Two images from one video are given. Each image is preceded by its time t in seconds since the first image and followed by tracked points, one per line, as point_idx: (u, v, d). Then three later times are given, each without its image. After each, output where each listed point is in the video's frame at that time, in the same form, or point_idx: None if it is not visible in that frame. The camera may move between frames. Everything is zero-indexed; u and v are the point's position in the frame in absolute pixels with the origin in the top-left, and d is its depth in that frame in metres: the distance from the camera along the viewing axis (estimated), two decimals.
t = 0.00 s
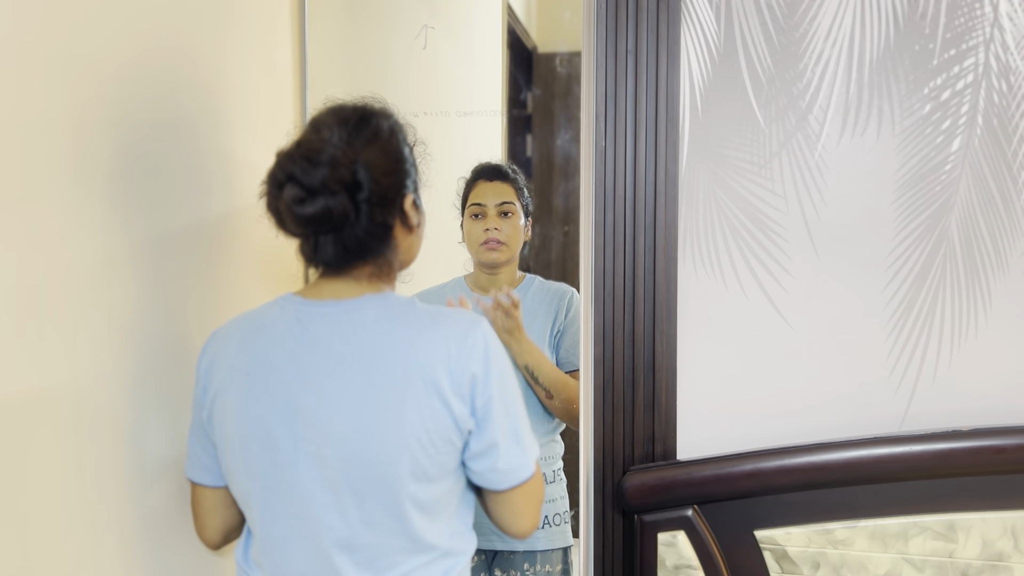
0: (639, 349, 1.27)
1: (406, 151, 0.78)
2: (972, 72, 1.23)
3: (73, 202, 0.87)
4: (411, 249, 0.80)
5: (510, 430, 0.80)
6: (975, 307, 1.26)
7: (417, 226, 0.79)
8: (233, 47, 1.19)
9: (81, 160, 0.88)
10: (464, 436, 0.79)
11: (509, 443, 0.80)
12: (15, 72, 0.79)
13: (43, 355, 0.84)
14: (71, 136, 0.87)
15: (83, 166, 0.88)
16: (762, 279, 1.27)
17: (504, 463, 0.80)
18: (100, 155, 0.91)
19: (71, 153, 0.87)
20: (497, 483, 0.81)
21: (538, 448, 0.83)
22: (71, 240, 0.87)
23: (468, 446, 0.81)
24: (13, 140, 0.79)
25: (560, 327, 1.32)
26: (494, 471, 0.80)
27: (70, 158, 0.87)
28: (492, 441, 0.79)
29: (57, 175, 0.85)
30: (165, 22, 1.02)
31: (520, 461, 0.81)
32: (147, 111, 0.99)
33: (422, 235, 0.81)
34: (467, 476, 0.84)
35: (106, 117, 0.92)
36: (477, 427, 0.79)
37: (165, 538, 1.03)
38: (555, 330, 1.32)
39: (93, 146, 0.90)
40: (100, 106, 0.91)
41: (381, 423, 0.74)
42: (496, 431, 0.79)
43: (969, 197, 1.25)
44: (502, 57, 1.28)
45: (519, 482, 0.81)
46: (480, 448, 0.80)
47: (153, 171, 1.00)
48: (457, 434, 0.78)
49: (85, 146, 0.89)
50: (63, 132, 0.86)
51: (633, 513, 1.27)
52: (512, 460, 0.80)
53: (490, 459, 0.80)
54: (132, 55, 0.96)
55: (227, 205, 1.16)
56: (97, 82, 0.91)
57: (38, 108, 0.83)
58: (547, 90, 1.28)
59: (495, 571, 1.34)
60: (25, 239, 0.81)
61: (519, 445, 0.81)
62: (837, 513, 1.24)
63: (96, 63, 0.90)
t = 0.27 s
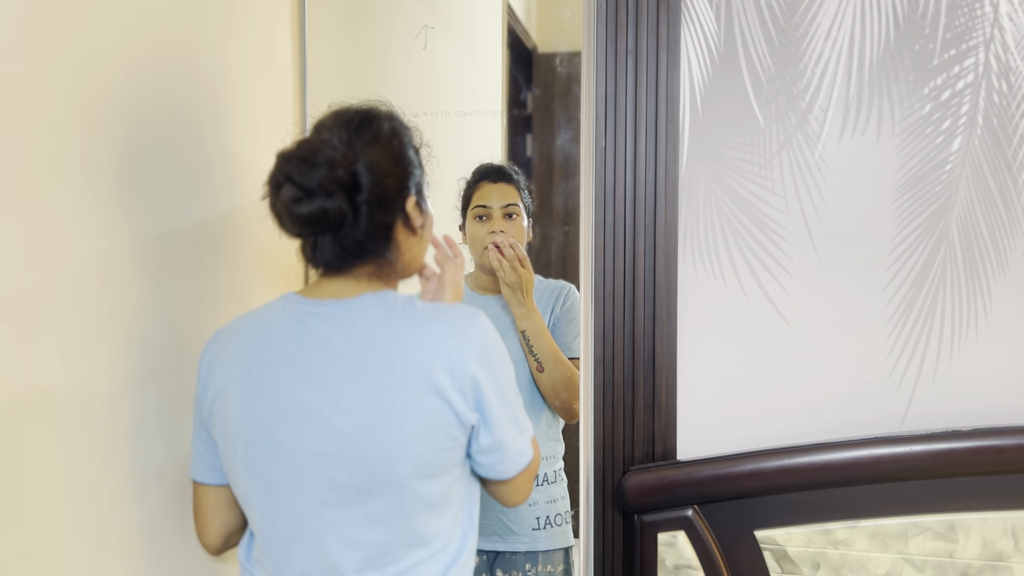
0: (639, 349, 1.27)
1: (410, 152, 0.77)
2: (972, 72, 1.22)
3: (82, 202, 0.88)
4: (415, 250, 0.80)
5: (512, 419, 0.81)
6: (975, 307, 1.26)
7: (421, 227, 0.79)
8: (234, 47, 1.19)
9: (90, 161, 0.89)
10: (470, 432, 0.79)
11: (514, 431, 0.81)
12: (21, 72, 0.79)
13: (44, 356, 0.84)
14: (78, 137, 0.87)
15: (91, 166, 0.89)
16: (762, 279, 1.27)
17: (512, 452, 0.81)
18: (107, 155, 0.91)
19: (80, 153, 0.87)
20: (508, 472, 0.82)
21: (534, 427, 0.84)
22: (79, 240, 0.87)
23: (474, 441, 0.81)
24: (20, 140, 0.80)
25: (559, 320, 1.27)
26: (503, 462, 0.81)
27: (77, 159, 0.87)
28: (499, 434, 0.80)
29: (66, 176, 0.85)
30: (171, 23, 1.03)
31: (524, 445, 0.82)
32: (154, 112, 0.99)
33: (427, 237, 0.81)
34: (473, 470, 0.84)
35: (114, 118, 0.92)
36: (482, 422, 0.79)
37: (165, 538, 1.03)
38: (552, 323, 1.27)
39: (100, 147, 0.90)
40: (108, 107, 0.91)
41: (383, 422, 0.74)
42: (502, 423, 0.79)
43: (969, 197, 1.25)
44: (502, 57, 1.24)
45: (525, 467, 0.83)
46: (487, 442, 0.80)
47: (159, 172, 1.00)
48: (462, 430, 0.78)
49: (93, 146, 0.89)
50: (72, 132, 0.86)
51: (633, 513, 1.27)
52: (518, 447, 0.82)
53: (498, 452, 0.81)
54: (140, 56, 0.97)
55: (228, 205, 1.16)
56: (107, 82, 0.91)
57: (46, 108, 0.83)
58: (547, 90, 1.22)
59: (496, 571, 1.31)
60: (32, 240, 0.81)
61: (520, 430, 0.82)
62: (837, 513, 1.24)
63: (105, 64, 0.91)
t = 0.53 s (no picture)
0: (639, 349, 1.27)
1: (410, 153, 0.77)
2: (972, 72, 1.22)
3: (80, 202, 0.87)
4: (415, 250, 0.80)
5: (511, 421, 0.81)
6: (975, 307, 1.26)
7: (421, 227, 0.79)
8: (234, 47, 1.19)
9: (88, 160, 0.88)
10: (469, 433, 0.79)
11: (513, 433, 0.81)
12: (21, 71, 0.79)
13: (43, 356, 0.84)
14: (77, 137, 0.87)
15: (89, 166, 0.89)
16: (762, 279, 1.26)
17: (510, 454, 0.81)
18: (105, 154, 0.91)
19: (77, 153, 0.87)
20: (506, 474, 0.82)
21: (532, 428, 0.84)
22: (78, 240, 0.87)
23: (473, 443, 0.81)
24: (19, 139, 0.79)
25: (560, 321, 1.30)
26: (502, 464, 0.81)
27: (76, 159, 0.87)
28: (497, 435, 0.79)
29: (64, 176, 0.85)
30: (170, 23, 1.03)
31: (522, 447, 0.82)
32: (152, 111, 0.99)
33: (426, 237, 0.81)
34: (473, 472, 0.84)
35: (112, 117, 0.92)
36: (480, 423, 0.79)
37: (165, 538, 1.03)
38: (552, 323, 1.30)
39: (99, 147, 0.90)
40: (106, 106, 0.91)
41: (382, 423, 0.74)
42: (500, 425, 0.79)
43: (969, 197, 1.25)
44: (502, 56, 1.26)
45: (524, 468, 0.83)
46: (485, 443, 0.80)
47: (158, 172, 1.00)
48: (461, 432, 0.78)
49: (92, 145, 0.89)
50: (70, 132, 0.86)
51: (633, 513, 1.27)
52: (517, 449, 0.81)
53: (497, 454, 0.81)
54: (139, 55, 0.97)
55: (228, 205, 1.16)
56: (105, 82, 0.91)
57: (46, 107, 0.83)
58: (547, 89, 1.25)
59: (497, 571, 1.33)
60: (30, 239, 0.81)
61: (518, 432, 0.82)
62: (837, 513, 1.24)
63: (102, 63, 0.90)
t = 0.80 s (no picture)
0: (639, 349, 1.27)
1: (409, 153, 0.77)
2: (972, 72, 1.22)
3: (65, 201, 0.86)
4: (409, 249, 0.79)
5: (512, 429, 0.80)
6: (976, 307, 1.26)
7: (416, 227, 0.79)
8: (233, 46, 1.19)
9: (76, 160, 0.88)
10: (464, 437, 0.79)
11: (512, 441, 0.80)
12: (10, 69, 0.79)
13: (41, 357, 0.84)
14: (65, 136, 0.86)
15: (77, 167, 0.88)
16: (761, 279, 1.26)
17: (507, 462, 0.80)
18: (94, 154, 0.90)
19: (64, 152, 0.86)
20: (502, 483, 0.81)
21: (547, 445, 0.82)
22: (66, 242, 0.86)
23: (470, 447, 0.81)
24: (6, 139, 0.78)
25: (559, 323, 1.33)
26: (497, 471, 0.80)
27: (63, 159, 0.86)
28: (492, 441, 0.79)
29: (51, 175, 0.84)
30: (163, 22, 1.02)
31: (526, 459, 0.80)
32: (141, 110, 0.98)
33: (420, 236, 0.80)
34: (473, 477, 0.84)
35: (100, 117, 0.91)
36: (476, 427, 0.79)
37: (165, 539, 1.03)
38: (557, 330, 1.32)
39: (90, 147, 0.89)
40: (94, 106, 0.90)
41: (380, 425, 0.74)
42: (497, 431, 0.79)
43: (969, 197, 1.25)
44: (502, 57, 1.30)
45: (524, 480, 0.81)
46: (481, 448, 0.80)
47: (149, 172, 0.99)
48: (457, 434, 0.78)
49: (79, 145, 0.88)
50: (57, 131, 0.85)
51: (633, 513, 1.27)
52: (516, 459, 0.80)
53: (492, 459, 0.80)
54: (127, 54, 0.96)
55: (226, 206, 1.16)
56: (91, 80, 0.90)
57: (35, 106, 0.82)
58: (547, 89, 1.33)
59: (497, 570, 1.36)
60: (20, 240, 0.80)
61: (523, 444, 0.80)
62: (837, 513, 1.24)
63: (88, 61, 0.89)
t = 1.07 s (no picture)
0: (639, 349, 1.27)
1: (410, 153, 0.78)
2: (972, 72, 1.22)
3: (66, 203, 0.86)
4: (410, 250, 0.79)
5: (510, 424, 0.81)
6: (975, 307, 1.26)
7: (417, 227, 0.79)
8: (233, 46, 1.19)
9: (78, 161, 0.88)
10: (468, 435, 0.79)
11: (511, 436, 0.81)
12: (12, 70, 0.79)
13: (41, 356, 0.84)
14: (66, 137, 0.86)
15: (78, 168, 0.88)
16: (762, 279, 1.27)
17: (509, 457, 0.81)
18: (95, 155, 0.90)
19: (65, 153, 0.86)
20: (504, 477, 0.82)
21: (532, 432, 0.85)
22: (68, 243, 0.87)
23: (471, 446, 0.81)
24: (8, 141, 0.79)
25: (559, 321, 1.28)
26: (500, 467, 0.81)
27: (63, 160, 0.86)
28: (496, 438, 0.80)
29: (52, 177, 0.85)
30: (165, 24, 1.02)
31: (522, 450, 0.82)
32: (142, 112, 0.98)
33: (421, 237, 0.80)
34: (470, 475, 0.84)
35: (101, 121, 0.91)
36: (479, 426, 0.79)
37: (164, 538, 1.03)
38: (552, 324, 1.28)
39: (91, 148, 0.90)
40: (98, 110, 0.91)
41: (380, 425, 0.74)
42: (499, 427, 0.79)
43: (969, 197, 1.25)
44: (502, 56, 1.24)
45: (521, 471, 0.83)
46: (484, 446, 0.80)
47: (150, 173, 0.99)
48: (460, 434, 0.78)
49: (81, 146, 0.88)
50: (58, 133, 0.85)
51: (633, 513, 1.27)
52: (515, 452, 0.81)
53: (494, 456, 0.81)
54: (130, 58, 0.96)
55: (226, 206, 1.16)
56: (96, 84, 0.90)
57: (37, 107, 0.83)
58: (547, 89, 1.23)
59: (494, 570, 1.30)
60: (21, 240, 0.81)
61: (518, 436, 0.82)
62: (837, 513, 1.24)
63: (91, 63, 0.90)
